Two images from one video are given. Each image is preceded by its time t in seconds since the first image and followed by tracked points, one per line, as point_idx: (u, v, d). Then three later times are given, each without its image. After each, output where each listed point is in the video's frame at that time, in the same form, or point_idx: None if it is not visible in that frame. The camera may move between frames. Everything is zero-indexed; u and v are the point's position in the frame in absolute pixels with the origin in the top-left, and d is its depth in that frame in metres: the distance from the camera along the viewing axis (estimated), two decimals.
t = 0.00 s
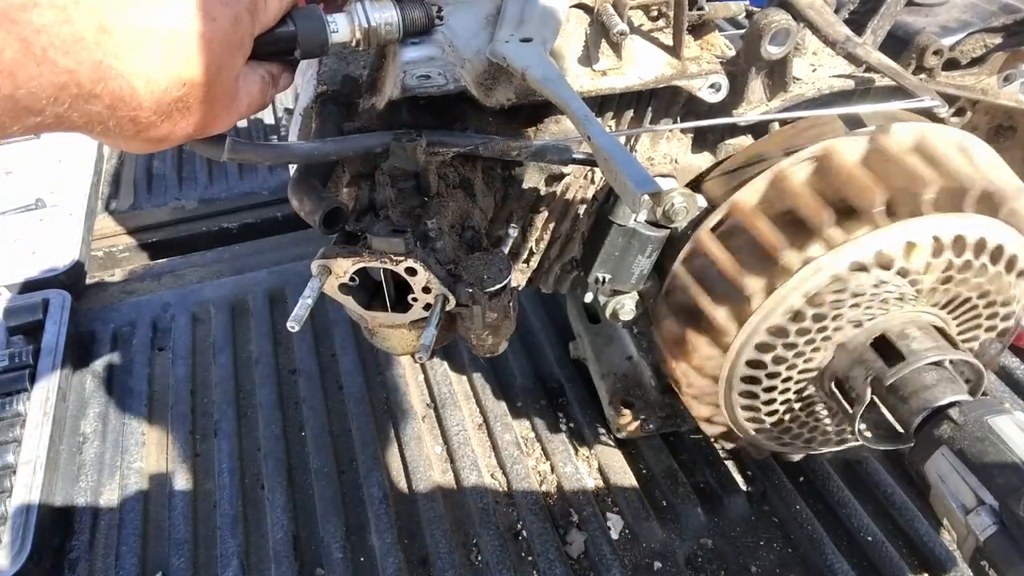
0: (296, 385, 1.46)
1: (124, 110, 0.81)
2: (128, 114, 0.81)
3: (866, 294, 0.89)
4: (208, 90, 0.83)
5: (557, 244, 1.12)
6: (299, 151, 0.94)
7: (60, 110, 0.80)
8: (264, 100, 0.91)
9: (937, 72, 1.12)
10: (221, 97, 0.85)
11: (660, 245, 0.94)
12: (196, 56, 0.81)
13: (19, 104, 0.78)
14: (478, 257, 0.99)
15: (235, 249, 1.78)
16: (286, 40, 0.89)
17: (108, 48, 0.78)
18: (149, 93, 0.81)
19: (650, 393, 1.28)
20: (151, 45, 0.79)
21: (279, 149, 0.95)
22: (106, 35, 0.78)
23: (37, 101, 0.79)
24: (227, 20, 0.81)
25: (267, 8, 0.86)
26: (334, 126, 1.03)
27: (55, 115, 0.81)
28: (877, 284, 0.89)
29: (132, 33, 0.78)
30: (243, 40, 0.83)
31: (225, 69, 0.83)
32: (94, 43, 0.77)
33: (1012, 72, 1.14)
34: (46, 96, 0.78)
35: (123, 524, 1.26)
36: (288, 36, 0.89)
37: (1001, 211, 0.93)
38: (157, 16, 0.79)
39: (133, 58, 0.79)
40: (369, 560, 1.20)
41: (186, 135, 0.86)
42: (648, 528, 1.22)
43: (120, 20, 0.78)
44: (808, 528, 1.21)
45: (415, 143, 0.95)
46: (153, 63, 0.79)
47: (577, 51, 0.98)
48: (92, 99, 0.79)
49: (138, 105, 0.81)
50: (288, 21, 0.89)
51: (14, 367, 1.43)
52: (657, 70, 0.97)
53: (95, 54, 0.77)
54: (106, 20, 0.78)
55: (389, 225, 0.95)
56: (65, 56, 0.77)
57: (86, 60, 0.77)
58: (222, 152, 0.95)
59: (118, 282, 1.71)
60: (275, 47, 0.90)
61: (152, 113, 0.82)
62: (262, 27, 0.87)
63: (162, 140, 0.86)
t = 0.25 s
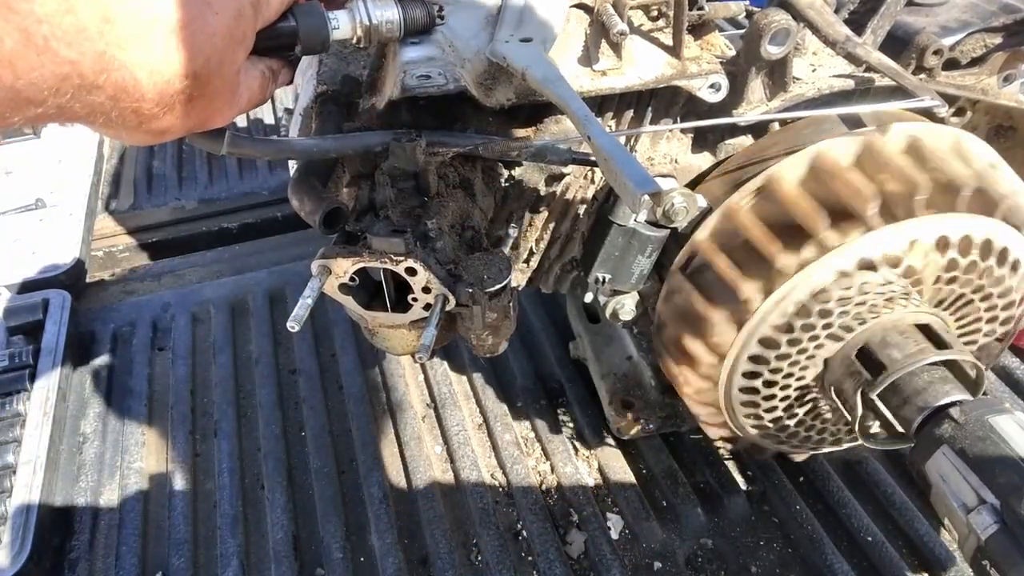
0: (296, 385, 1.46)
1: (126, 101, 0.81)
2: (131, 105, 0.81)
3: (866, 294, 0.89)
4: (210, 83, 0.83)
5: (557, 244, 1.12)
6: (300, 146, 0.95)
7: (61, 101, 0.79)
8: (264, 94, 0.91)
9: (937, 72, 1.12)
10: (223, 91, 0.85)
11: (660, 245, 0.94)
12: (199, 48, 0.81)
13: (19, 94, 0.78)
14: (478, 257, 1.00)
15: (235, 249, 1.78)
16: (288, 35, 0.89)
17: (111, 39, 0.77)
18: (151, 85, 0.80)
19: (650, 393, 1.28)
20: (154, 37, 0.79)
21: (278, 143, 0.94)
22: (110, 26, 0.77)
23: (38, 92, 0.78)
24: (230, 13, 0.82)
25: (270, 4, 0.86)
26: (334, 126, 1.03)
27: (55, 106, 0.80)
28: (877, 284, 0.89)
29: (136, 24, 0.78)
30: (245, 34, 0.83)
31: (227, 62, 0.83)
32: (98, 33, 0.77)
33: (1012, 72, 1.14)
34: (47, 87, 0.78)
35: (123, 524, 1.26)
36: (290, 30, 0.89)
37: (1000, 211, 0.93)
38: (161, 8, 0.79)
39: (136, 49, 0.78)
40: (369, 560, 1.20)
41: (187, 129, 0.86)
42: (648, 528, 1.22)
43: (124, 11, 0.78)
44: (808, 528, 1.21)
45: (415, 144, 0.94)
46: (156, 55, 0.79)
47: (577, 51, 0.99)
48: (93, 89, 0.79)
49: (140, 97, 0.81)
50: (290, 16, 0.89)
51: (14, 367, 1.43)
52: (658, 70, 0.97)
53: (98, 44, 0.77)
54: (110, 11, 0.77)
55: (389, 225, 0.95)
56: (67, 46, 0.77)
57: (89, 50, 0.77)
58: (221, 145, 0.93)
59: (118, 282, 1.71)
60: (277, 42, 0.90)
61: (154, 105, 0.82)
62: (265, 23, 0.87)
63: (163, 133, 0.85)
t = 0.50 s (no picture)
0: (296, 385, 1.46)
1: (126, 100, 0.80)
2: (130, 104, 0.81)
3: (866, 294, 0.89)
4: (210, 82, 0.83)
5: (557, 244, 1.12)
6: (299, 147, 0.95)
7: (60, 99, 0.80)
8: (264, 94, 0.91)
9: (937, 72, 1.12)
10: (223, 90, 0.85)
11: (660, 245, 0.94)
12: (199, 47, 0.81)
13: (18, 92, 0.78)
14: (478, 257, 1.00)
15: (235, 249, 1.78)
16: (288, 35, 0.89)
17: (110, 38, 0.77)
18: (152, 84, 0.80)
19: (650, 393, 1.28)
20: (154, 36, 0.79)
21: (278, 143, 0.94)
22: (110, 24, 0.77)
23: (37, 90, 0.78)
24: (231, 13, 0.81)
25: (272, 3, 0.86)
26: (334, 127, 1.03)
27: (54, 104, 0.80)
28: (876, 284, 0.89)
29: (137, 23, 0.78)
30: (246, 34, 0.83)
31: (227, 62, 0.83)
32: (98, 32, 0.77)
33: (1012, 72, 1.14)
34: (46, 85, 0.78)
35: (122, 524, 1.26)
36: (290, 30, 0.89)
37: (1000, 211, 0.93)
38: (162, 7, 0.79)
39: (136, 48, 0.78)
40: (369, 560, 1.20)
41: (187, 129, 0.86)
42: (648, 529, 1.22)
43: (124, 9, 0.78)
44: (808, 528, 1.21)
45: (415, 144, 0.94)
46: (157, 53, 0.79)
47: (576, 51, 0.99)
48: (93, 88, 0.79)
49: (140, 96, 0.80)
50: (291, 15, 0.89)
51: (13, 367, 1.43)
52: (658, 70, 0.97)
53: (98, 43, 0.77)
54: (111, 9, 0.77)
55: (389, 225, 0.95)
56: (66, 45, 0.77)
57: (88, 49, 0.77)
58: (221, 145, 0.94)
59: (118, 282, 1.71)
60: (276, 42, 0.90)
61: (154, 104, 0.81)
62: (266, 22, 0.86)
63: (162, 132, 0.85)
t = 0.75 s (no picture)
0: (296, 385, 1.46)
1: (127, 99, 0.80)
2: (131, 102, 0.81)
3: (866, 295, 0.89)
4: (210, 81, 0.83)
5: (557, 244, 1.12)
6: (299, 147, 0.95)
7: (59, 97, 0.79)
8: (264, 94, 0.91)
9: (937, 72, 1.12)
10: (222, 88, 0.85)
11: (660, 245, 0.94)
12: (199, 46, 0.81)
13: (16, 90, 0.77)
14: (478, 257, 1.00)
15: (235, 249, 1.78)
16: (288, 35, 0.89)
17: (112, 36, 0.77)
18: (152, 82, 0.80)
19: (650, 393, 1.28)
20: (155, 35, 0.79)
21: (278, 143, 0.94)
22: (111, 23, 0.76)
23: (36, 88, 0.77)
24: (232, 13, 0.82)
25: (272, 3, 0.86)
26: (334, 127, 1.03)
27: (53, 102, 0.79)
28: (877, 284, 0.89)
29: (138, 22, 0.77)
30: (246, 33, 0.84)
31: (227, 61, 0.83)
32: (99, 31, 0.76)
33: (1012, 72, 1.15)
34: (46, 83, 0.77)
35: (122, 524, 1.26)
36: (290, 30, 0.89)
37: (999, 212, 0.93)
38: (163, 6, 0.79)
39: (137, 47, 0.78)
40: (369, 560, 1.20)
41: (187, 127, 0.86)
42: (648, 529, 1.22)
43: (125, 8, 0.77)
44: (808, 529, 1.21)
45: (415, 144, 0.94)
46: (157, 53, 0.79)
47: (577, 51, 0.99)
48: (93, 86, 0.78)
49: (141, 94, 0.80)
50: (291, 15, 0.89)
51: (13, 367, 1.43)
52: (658, 70, 0.97)
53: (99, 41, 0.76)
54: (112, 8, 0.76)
55: (389, 225, 0.95)
56: (67, 43, 0.75)
57: (89, 47, 0.76)
58: (222, 145, 0.94)
59: (118, 282, 1.71)
60: (276, 42, 0.90)
61: (155, 103, 0.81)
62: (266, 22, 0.87)
63: (162, 130, 0.85)
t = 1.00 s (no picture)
0: (296, 385, 1.46)
1: (125, 100, 0.80)
2: (130, 104, 0.80)
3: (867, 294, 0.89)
4: (209, 82, 0.83)
5: (558, 244, 1.12)
6: (299, 148, 0.95)
7: (58, 99, 0.78)
8: (263, 94, 0.91)
9: (937, 72, 1.13)
10: (222, 89, 0.85)
11: (660, 245, 0.94)
12: (199, 47, 0.81)
13: (14, 92, 0.76)
14: (478, 257, 1.00)
15: (235, 249, 1.78)
16: (288, 36, 0.89)
17: (110, 38, 0.76)
18: (152, 84, 0.80)
19: (650, 393, 1.28)
20: (154, 37, 0.78)
21: (278, 144, 0.94)
22: (110, 25, 0.76)
23: (34, 90, 0.77)
24: (231, 14, 0.82)
25: (271, 4, 0.86)
26: (333, 127, 1.03)
27: (51, 104, 0.79)
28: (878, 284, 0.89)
29: (137, 23, 0.77)
30: (246, 34, 0.84)
31: (227, 62, 0.83)
32: (98, 33, 0.76)
33: (1012, 72, 1.15)
34: (44, 84, 0.77)
35: (122, 524, 1.26)
36: (290, 31, 0.89)
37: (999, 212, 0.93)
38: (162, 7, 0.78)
39: (136, 49, 0.78)
40: (369, 560, 1.20)
41: (186, 128, 0.86)
42: (648, 528, 1.22)
43: (124, 10, 0.76)
44: (808, 529, 1.21)
45: (415, 145, 0.94)
46: (156, 54, 0.79)
47: (577, 51, 0.99)
48: (92, 88, 0.78)
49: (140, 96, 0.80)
50: (291, 16, 0.89)
51: (13, 367, 1.43)
52: (658, 70, 0.97)
53: (97, 43, 0.76)
54: (110, 9, 0.76)
55: (389, 226, 0.95)
56: (66, 44, 0.75)
57: (88, 48, 0.76)
58: (222, 147, 0.94)
59: (118, 282, 1.71)
60: (276, 43, 0.90)
61: (155, 104, 0.81)
62: (265, 22, 0.87)
63: (161, 132, 0.85)
